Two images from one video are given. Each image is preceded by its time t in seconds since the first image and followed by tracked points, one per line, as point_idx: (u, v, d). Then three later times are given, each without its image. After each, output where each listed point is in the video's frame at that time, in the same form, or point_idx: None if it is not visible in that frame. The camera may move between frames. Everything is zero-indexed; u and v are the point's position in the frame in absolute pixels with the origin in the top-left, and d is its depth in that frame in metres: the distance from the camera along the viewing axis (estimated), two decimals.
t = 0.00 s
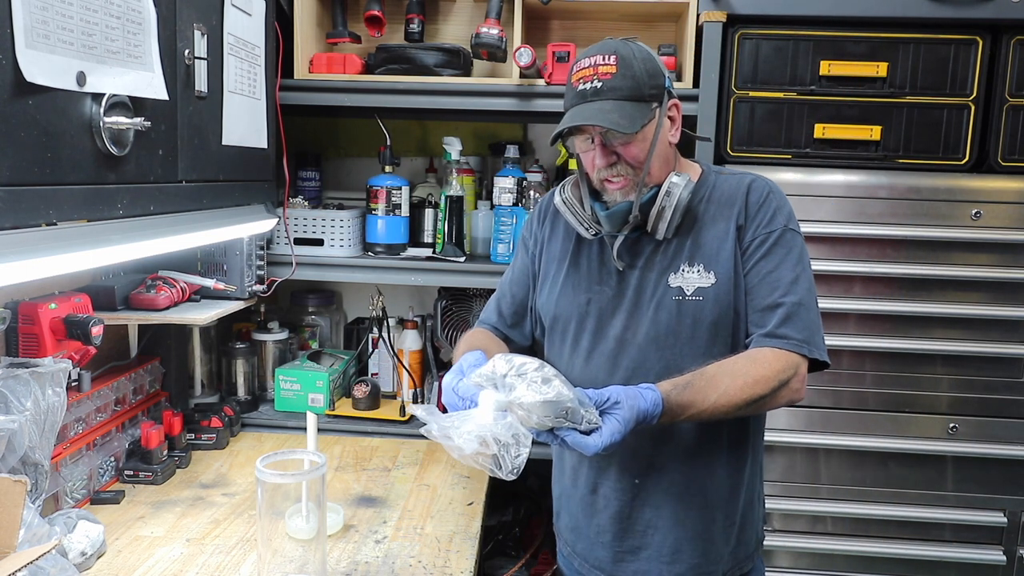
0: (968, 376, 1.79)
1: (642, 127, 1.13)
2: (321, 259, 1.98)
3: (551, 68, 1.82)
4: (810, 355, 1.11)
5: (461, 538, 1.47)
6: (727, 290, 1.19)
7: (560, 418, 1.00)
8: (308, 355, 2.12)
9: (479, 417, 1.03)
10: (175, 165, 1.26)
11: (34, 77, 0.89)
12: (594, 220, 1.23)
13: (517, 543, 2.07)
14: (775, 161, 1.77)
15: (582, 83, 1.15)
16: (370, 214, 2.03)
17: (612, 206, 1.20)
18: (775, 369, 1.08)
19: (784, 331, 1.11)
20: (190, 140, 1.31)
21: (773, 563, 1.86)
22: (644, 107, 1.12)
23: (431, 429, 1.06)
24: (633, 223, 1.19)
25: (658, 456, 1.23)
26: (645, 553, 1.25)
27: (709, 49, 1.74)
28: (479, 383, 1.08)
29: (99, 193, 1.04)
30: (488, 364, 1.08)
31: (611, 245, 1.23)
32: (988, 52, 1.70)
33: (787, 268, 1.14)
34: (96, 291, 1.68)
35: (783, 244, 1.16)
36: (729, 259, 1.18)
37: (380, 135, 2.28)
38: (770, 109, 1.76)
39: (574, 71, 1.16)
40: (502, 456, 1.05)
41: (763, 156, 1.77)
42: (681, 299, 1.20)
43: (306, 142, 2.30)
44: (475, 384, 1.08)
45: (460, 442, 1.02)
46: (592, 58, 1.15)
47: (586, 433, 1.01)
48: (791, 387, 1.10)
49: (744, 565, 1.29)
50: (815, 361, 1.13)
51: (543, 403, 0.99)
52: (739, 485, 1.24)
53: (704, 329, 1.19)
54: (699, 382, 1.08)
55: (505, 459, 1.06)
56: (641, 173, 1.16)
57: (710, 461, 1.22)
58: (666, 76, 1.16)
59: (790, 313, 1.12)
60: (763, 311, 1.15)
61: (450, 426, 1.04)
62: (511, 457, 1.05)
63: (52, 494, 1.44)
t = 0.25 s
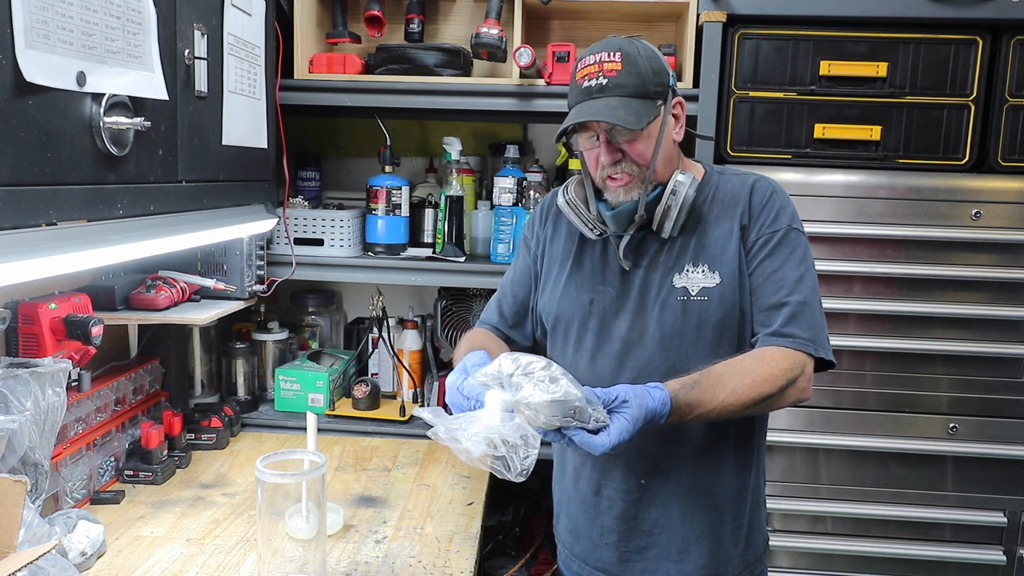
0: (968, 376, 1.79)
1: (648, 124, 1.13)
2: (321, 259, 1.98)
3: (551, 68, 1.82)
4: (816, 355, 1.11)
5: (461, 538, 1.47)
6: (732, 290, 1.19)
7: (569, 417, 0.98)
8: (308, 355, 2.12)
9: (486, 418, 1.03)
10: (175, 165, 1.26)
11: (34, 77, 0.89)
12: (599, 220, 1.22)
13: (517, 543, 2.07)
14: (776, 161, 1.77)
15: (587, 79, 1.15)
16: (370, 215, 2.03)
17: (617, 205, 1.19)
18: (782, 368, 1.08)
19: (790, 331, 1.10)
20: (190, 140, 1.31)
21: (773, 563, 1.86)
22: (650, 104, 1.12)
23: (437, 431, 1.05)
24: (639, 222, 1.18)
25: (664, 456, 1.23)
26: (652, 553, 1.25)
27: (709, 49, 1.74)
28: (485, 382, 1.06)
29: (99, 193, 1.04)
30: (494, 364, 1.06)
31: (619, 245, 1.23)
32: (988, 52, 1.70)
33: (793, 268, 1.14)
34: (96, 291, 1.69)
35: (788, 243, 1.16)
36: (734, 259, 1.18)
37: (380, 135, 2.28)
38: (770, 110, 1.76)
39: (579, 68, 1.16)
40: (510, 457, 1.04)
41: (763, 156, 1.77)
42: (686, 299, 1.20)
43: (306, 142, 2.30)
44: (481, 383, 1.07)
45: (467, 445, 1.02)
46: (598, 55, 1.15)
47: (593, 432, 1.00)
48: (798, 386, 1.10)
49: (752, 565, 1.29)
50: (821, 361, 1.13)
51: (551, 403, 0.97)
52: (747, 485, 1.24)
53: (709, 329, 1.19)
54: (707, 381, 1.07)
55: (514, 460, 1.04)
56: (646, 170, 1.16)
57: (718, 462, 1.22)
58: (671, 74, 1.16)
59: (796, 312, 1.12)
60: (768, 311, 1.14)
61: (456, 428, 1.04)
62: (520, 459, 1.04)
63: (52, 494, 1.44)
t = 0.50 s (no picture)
0: (968, 376, 1.79)
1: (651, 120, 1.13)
2: (321, 259, 1.98)
3: (551, 68, 1.82)
4: (822, 353, 1.11)
5: (461, 538, 1.47)
6: (737, 288, 1.18)
7: (579, 412, 1.00)
8: (308, 355, 2.12)
9: (495, 410, 1.02)
10: (175, 165, 1.26)
11: (34, 77, 0.89)
12: (602, 218, 1.21)
13: (517, 543, 2.07)
14: (776, 161, 1.77)
15: (590, 75, 1.15)
16: (370, 215, 2.03)
17: (621, 203, 1.18)
18: (789, 366, 1.07)
19: (796, 329, 1.10)
20: (190, 140, 1.31)
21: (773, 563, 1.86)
22: (653, 100, 1.13)
23: (447, 423, 1.05)
24: (643, 219, 1.18)
25: (669, 458, 1.23)
26: (656, 556, 1.25)
27: (709, 49, 1.74)
28: (496, 372, 1.06)
29: (99, 193, 1.04)
30: (506, 354, 1.06)
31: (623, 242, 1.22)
32: (988, 52, 1.70)
33: (799, 266, 1.14)
34: (96, 291, 1.68)
35: (793, 241, 1.16)
36: (739, 257, 1.18)
37: (380, 135, 2.28)
38: (770, 110, 1.76)
39: (582, 65, 1.17)
40: (519, 452, 1.02)
41: (763, 156, 1.77)
42: (690, 297, 1.20)
43: (306, 141, 2.30)
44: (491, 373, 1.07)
45: (475, 438, 1.01)
46: (600, 51, 1.15)
47: (603, 428, 1.01)
48: (805, 385, 1.09)
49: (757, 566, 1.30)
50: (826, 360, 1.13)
51: (562, 397, 0.99)
52: (753, 485, 1.25)
53: (713, 328, 1.19)
54: (717, 378, 1.07)
55: (522, 455, 1.03)
56: (651, 167, 1.16)
57: (724, 463, 1.22)
58: (673, 70, 1.17)
59: (801, 310, 1.11)
60: (774, 309, 1.14)
61: (465, 420, 1.04)
62: (529, 454, 1.02)
63: (52, 494, 1.44)
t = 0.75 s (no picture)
0: (968, 376, 1.79)
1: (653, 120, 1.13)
2: (322, 259, 1.98)
3: (551, 68, 1.82)
4: (825, 356, 1.11)
5: (461, 538, 1.47)
6: (739, 290, 1.19)
7: (579, 420, 0.98)
8: (308, 355, 2.12)
9: (491, 421, 1.05)
10: (175, 165, 1.26)
11: (34, 77, 0.89)
12: (602, 218, 1.22)
13: (517, 542, 2.07)
14: (776, 161, 1.77)
15: (591, 74, 1.15)
16: (370, 214, 2.03)
17: (622, 204, 1.19)
18: (793, 370, 1.07)
19: (799, 332, 1.10)
20: (190, 140, 1.31)
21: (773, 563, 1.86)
22: (655, 99, 1.12)
23: (444, 431, 1.09)
24: (645, 220, 1.18)
25: (669, 462, 1.23)
26: (656, 560, 1.25)
27: (709, 49, 1.74)
28: (494, 378, 1.04)
29: (99, 193, 1.04)
30: (505, 360, 1.04)
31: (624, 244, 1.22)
32: (988, 52, 1.70)
33: (801, 268, 1.14)
34: (96, 291, 1.68)
35: (795, 243, 1.16)
36: (741, 259, 1.18)
37: (380, 135, 2.28)
38: (770, 110, 1.76)
39: (584, 62, 1.16)
40: (516, 459, 1.08)
41: (763, 156, 1.77)
42: (691, 300, 1.20)
43: (306, 141, 2.30)
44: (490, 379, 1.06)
45: (472, 448, 1.06)
46: (602, 49, 1.15)
47: (603, 436, 1.00)
48: (808, 389, 1.09)
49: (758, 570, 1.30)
50: (829, 363, 1.13)
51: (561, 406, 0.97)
52: (754, 490, 1.25)
53: (715, 331, 1.19)
54: (718, 383, 1.07)
55: (520, 463, 1.08)
56: (652, 168, 1.16)
57: (726, 468, 1.22)
58: (675, 69, 1.17)
59: (804, 313, 1.12)
60: (777, 311, 1.14)
61: (463, 429, 1.07)
62: (526, 461, 1.08)
63: (52, 494, 1.44)
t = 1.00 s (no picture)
0: (968, 376, 1.79)
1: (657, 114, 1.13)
2: (322, 259, 1.98)
3: (551, 68, 1.82)
4: (827, 358, 1.11)
5: (461, 538, 1.47)
6: (741, 290, 1.19)
7: (580, 421, 0.98)
8: (308, 355, 2.12)
9: (493, 421, 1.03)
10: (175, 165, 1.26)
11: (34, 77, 0.89)
12: (605, 215, 1.22)
13: (517, 543, 2.07)
14: (775, 161, 1.77)
15: (597, 65, 1.14)
16: (370, 214, 2.03)
17: (625, 198, 1.19)
18: (795, 371, 1.07)
19: (801, 332, 1.10)
20: (190, 140, 1.31)
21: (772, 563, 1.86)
22: (661, 93, 1.12)
23: (444, 433, 1.07)
24: (647, 215, 1.18)
25: (670, 462, 1.23)
26: (655, 559, 1.25)
27: (709, 49, 1.74)
28: (495, 378, 1.04)
29: (99, 193, 1.04)
30: (506, 360, 1.05)
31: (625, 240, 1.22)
32: (988, 52, 1.70)
33: (804, 269, 1.14)
34: (95, 290, 1.68)
35: (798, 244, 1.16)
36: (743, 260, 1.18)
37: (380, 135, 2.28)
38: (770, 109, 1.76)
39: (590, 54, 1.15)
40: (519, 462, 1.05)
41: (763, 156, 1.77)
42: (693, 299, 1.20)
43: (307, 142, 2.30)
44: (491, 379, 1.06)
45: (473, 449, 1.03)
46: (608, 41, 1.14)
47: (604, 436, 1.00)
48: (809, 390, 1.09)
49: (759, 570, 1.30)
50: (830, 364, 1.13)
51: (562, 406, 0.97)
52: (755, 491, 1.25)
53: (717, 330, 1.19)
54: (721, 384, 1.06)
55: (522, 465, 1.06)
56: (655, 162, 1.16)
57: (727, 468, 1.22)
58: (682, 64, 1.16)
59: (806, 315, 1.12)
60: (779, 312, 1.14)
61: (464, 430, 1.05)
62: (529, 462, 1.06)
63: (52, 494, 1.44)
